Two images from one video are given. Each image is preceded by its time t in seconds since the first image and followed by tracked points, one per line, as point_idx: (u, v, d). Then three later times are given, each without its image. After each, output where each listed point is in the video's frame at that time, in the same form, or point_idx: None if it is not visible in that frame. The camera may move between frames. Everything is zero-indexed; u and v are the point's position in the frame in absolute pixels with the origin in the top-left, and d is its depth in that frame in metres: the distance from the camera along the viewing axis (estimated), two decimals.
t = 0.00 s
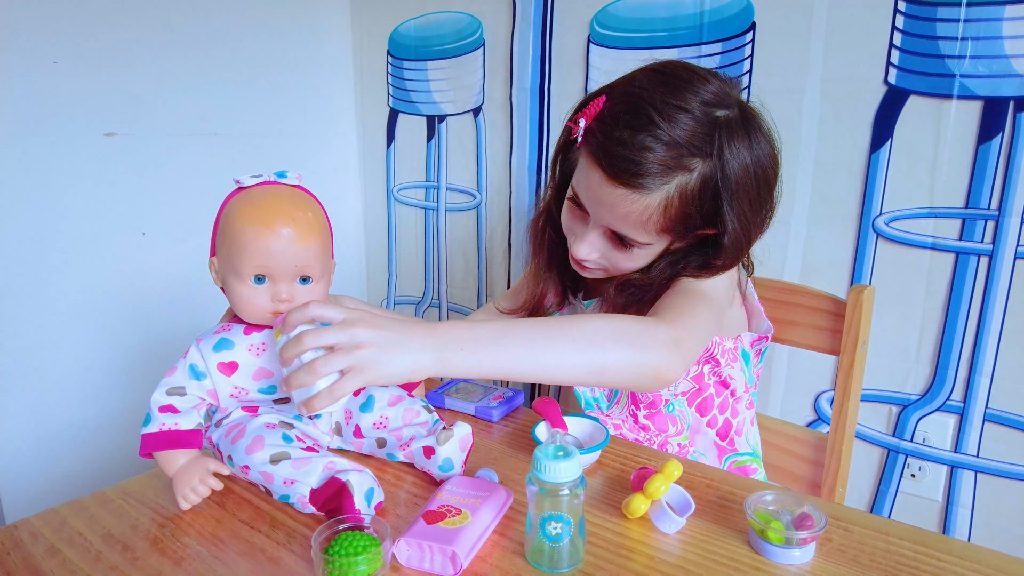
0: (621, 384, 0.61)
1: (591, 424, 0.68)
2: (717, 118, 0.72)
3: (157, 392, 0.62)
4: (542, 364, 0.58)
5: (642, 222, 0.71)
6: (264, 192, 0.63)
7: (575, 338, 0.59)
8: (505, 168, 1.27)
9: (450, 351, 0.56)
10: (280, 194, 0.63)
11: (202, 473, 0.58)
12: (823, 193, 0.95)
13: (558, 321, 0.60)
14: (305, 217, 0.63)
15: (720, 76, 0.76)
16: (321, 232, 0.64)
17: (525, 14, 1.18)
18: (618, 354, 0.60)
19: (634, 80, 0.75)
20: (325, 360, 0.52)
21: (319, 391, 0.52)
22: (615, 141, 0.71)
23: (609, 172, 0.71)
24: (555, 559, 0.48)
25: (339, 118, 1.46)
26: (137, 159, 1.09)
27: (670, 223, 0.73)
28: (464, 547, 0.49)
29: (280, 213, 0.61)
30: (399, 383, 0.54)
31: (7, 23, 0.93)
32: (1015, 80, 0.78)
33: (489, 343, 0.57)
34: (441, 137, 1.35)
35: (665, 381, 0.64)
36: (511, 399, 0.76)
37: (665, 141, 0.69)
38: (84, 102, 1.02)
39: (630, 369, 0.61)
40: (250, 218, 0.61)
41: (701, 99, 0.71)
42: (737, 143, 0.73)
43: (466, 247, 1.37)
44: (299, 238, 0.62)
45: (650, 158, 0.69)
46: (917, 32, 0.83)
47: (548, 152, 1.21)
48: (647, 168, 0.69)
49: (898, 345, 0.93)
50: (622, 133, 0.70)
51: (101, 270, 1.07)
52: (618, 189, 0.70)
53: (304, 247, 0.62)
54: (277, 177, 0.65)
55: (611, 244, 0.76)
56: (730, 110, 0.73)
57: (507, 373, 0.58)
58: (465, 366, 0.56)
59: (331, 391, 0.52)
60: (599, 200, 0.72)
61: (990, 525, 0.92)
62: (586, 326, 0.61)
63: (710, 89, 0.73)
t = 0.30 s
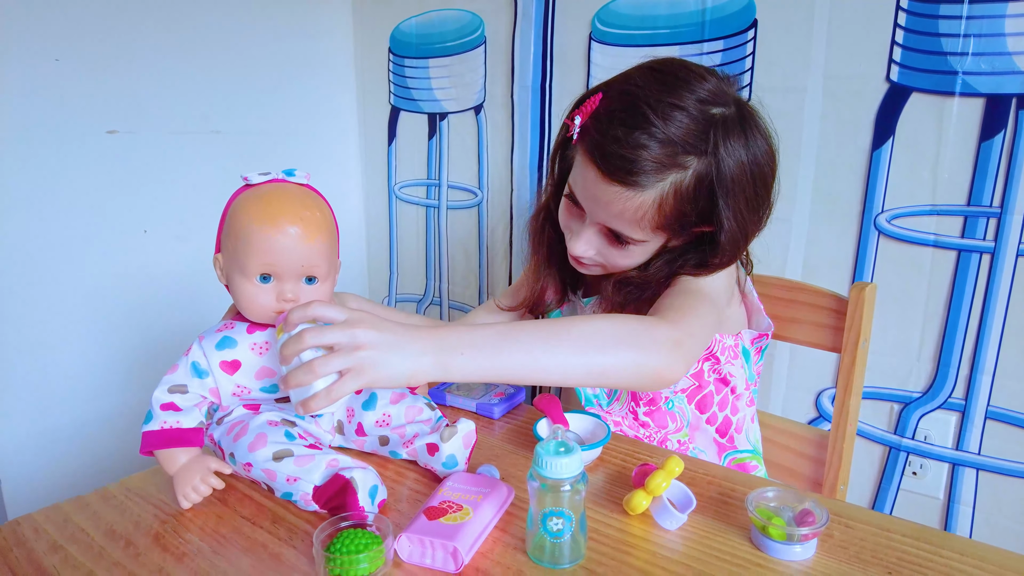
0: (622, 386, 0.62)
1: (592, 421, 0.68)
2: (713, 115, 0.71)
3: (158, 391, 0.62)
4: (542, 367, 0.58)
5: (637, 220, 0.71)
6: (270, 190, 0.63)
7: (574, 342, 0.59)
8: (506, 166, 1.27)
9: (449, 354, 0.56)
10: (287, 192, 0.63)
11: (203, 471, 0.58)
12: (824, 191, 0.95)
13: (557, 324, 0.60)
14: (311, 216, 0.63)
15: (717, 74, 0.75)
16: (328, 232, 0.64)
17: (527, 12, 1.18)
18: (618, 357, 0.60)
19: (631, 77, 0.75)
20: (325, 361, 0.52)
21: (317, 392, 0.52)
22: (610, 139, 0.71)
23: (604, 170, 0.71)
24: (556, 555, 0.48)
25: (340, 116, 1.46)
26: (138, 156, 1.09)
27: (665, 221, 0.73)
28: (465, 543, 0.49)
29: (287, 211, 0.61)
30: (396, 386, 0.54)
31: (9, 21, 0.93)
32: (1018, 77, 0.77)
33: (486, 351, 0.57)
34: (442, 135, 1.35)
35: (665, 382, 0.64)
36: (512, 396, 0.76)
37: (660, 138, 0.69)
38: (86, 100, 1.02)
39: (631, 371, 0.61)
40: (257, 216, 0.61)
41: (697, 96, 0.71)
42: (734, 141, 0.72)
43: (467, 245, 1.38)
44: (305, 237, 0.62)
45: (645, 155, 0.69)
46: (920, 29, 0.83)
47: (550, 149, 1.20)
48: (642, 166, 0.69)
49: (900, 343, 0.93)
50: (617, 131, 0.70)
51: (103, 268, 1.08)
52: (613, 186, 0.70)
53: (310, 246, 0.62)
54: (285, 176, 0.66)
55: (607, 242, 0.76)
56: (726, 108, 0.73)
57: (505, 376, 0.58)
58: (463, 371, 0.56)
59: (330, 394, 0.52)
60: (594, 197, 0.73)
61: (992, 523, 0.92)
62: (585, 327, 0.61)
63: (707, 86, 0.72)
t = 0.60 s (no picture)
0: (626, 387, 0.62)
1: (596, 419, 0.68)
2: (715, 114, 0.71)
3: (163, 390, 0.62)
4: (545, 366, 0.58)
5: (638, 218, 0.71)
6: (277, 188, 0.63)
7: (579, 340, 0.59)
8: (508, 164, 1.27)
9: (450, 355, 0.56)
10: (294, 191, 0.63)
11: (208, 471, 0.58)
12: (828, 189, 0.95)
13: (560, 324, 0.60)
14: (319, 214, 0.63)
15: (720, 72, 0.75)
16: (335, 230, 0.64)
17: (529, 10, 1.17)
18: (622, 356, 0.60)
19: (633, 75, 0.74)
20: (321, 359, 0.52)
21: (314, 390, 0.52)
22: (612, 137, 0.70)
23: (605, 168, 0.71)
24: (562, 554, 0.48)
25: (342, 114, 1.46)
26: (141, 154, 1.09)
27: (667, 219, 0.73)
28: (470, 542, 0.49)
29: (294, 209, 0.61)
30: (394, 386, 0.54)
31: (12, 19, 0.93)
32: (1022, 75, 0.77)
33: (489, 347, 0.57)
34: (445, 133, 1.35)
35: (667, 382, 0.64)
36: (516, 394, 0.76)
37: (662, 137, 0.69)
38: (88, 98, 1.02)
39: (635, 372, 0.61)
40: (264, 214, 0.61)
41: (699, 95, 0.71)
42: (736, 140, 0.72)
43: (469, 243, 1.37)
44: (312, 235, 0.62)
45: (647, 154, 0.69)
46: (924, 27, 0.83)
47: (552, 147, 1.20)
48: (644, 164, 0.69)
49: (904, 341, 0.93)
50: (618, 129, 0.70)
51: (105, 266, 1.08)
52: (614, 184, 0.70)
53: (317, 245, 0.62)
54: (292, 174, 0.66)
55: (609, 239, 0.76)
56: (729, 106, 0.73)
57: (509, 375, 0.57)
58: (465, 371, 0.56)
59: (326, 391, 0.52)
60: (596, 195, 0.72)
61: (995, 522, 0.92)
62: (589, 328, 0.61)
63: (709, 85, 0.72)
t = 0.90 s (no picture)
0: (631, 383, 0.61)
1: (600, 418, 0.68)
2: (724, 108, 0.71)
3: (165, 388, 0.62)
4: (548, 363, 0.57)
5: (644, 211, 0.71)
6: (279, 185, 0.62)
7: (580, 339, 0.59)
8: (511, 162, 1.27)
9: (450, 352, 0.55)
10: (296, 187, 0.63)
11: (211, 469, 0.57)
12: (832, 186, 0.94)
13: (564, 320, 0.60)
14: (320, 211, 0.62)
15: (730, 67, 0.75)
16: (337, 228, 0.64)
17: (532, 6, 1.17)
18: (625, 354, 0.60)
19: (642, 68, 0.74)
20: (322, 355, 0.51)
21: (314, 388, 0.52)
22: (620, 129, 0.70)
23: (613, 160, 0.70)
24: (566, 552, 0.48)
25: (344, 112, 1.46)
26: (143, 152, 1.09)
27: (673, 214, 0.72)
28: (475, 540, 0.48)
29: (296, 206, 0.61)
30: (394, 384, 0.54)
31: (14, 15, 0.92)
32: None
33: (489, 349, 0.57)
34: (447, 130, 1.35)
35: (670, 379, 0.63)
36: (519, 392, 0.76)
37: (670, 130, 0.69)
38: (91, 95, 1.02)
39: (640, 368, 0.61)
40: (266, 211, 0.60)
41: (709, 89, 0.71)
42: (744, 135, 0.72)
43: (472, 241, 1.37)
44: (314, 232, 0.61)
45: (655, 147, 0.68)
46: (930, 23, 0.82)
47: (555, 144, 1.20)
48: (652, 157, 0.69)
49: (908, 340, 0.92)
50: (627, 122, 0.70)
51: (107, 263, 1.07)
52: (622, 177, 0.70)
53: (319, 242, 0.62)
54: (293, 171, 0.66)
55: (615, 233, 0.75)
56: (738, 101, 0.72)
57: (509, 373, 0.57)
58: (465, 369, 0.56)
59: (326, 389, 0.51)
60: (602, 188, 0.72)
61: (1000, 521, 0.91)
62: (591, 324, 0.60)
63: (718, 79, 0.72)
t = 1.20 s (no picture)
0: (634, 377, 0.61)
1: (603, 418, 0.68)
2: (732, 106, 0.71)
3: (167, 388, 0.62)
4: (551, 359, 0.57)
5: (651, 209, 0.71)
6: (282, 186, 0.63)
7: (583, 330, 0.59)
8: (513, 161, 1.27)
9: (453, 349, 0.55)
10: (298, 188, 0.63)
11: (214, 469, 0.57)
12: (835, 186, 0.94)
13: (567, 313, 0.60)
14: (323, 212, 0.62)
15: (737, 66, 0.75)
16: (339, 229, 0.64)
17: (534, 5, 1.17)
18: (629, 350, 0.60)
19: (649, 66, 0.74)
20: (326, 353, 0.52)
21: (319, 386, 0.52)
22: (627, 127, 0.70)
23: (620, 158, 0.70)
24: (569, 553, 0.48)
25: (346, 111, 1.46)
26: (144, 151, 1.09)
27: (680, 212, 0.72)
28: (478, 540, 0.48)
29: (298, 207, 0.61)
30: (397, 380, 0.54)
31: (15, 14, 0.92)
32: None
33: (493, 335, 0.57)
34: (449, 129, 1.35)
35: (674, 374, 0.63)
36: (521, 392, 0.76)
37: (678, 128, 0.69)
38: (92, 94, 1.02)
39: (643, 364, 0.61)
40: (268, 212, 0.60)
41: (716, 87, 0.71)
42: (751, 134, 0.72)
43: (474, 240, 1.37)
44: (316, 234, 0.61)
45: (662, 145, 0.68)
46: (933, 22, 0.82)
47: (557, 143, 1.20)
48: (659, 155, 0.68)
49: (911, 340, 0.92)
50: (634, 119, 0.70)
51: (109, 262, 1.08)
52: (629, 175, 0.70)
53: (321, 243, 0.62)
54: (296, 171, 0.66)
55: (621, 231, 0.75)
56: (745, 100, 0.72)
57: (513, 367, 0.57)
58: (469, 365, 0.56)
59: (331, 386, 0.51)
60: (609, 186, 0.72)
61: (1002, 521, 0.91)
62: (594, 318, 0.60)
63: (726, 78, 0.72)
